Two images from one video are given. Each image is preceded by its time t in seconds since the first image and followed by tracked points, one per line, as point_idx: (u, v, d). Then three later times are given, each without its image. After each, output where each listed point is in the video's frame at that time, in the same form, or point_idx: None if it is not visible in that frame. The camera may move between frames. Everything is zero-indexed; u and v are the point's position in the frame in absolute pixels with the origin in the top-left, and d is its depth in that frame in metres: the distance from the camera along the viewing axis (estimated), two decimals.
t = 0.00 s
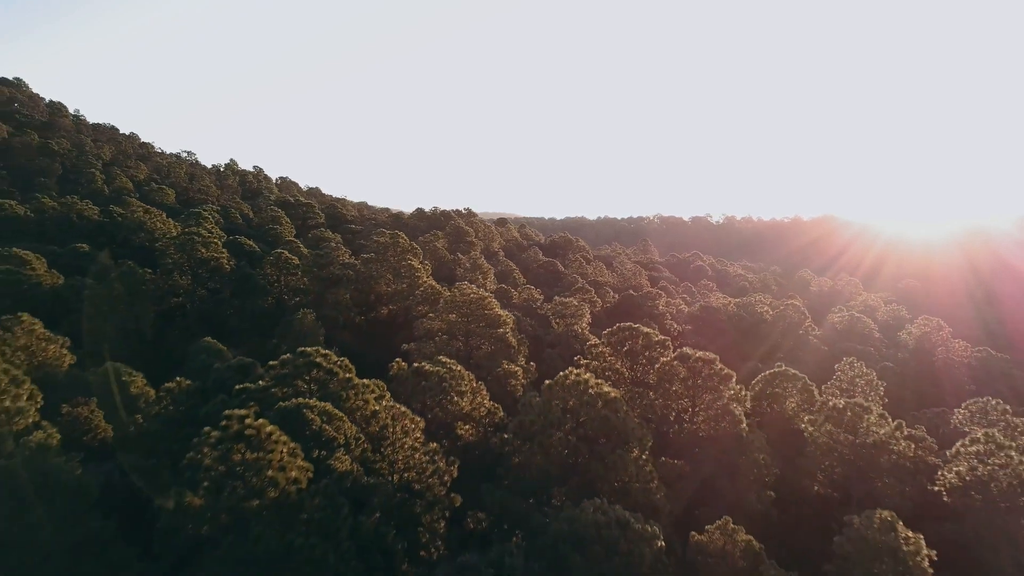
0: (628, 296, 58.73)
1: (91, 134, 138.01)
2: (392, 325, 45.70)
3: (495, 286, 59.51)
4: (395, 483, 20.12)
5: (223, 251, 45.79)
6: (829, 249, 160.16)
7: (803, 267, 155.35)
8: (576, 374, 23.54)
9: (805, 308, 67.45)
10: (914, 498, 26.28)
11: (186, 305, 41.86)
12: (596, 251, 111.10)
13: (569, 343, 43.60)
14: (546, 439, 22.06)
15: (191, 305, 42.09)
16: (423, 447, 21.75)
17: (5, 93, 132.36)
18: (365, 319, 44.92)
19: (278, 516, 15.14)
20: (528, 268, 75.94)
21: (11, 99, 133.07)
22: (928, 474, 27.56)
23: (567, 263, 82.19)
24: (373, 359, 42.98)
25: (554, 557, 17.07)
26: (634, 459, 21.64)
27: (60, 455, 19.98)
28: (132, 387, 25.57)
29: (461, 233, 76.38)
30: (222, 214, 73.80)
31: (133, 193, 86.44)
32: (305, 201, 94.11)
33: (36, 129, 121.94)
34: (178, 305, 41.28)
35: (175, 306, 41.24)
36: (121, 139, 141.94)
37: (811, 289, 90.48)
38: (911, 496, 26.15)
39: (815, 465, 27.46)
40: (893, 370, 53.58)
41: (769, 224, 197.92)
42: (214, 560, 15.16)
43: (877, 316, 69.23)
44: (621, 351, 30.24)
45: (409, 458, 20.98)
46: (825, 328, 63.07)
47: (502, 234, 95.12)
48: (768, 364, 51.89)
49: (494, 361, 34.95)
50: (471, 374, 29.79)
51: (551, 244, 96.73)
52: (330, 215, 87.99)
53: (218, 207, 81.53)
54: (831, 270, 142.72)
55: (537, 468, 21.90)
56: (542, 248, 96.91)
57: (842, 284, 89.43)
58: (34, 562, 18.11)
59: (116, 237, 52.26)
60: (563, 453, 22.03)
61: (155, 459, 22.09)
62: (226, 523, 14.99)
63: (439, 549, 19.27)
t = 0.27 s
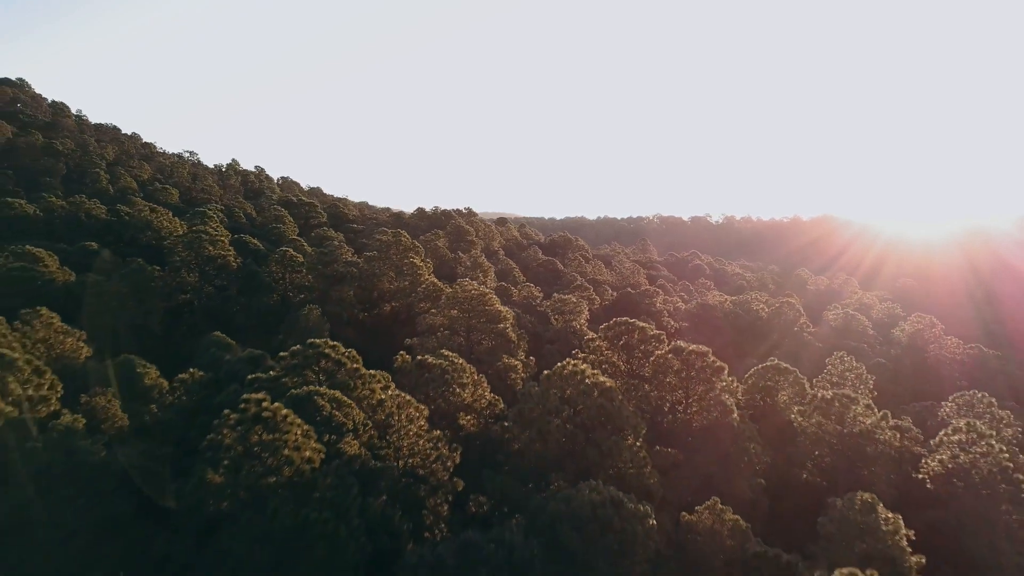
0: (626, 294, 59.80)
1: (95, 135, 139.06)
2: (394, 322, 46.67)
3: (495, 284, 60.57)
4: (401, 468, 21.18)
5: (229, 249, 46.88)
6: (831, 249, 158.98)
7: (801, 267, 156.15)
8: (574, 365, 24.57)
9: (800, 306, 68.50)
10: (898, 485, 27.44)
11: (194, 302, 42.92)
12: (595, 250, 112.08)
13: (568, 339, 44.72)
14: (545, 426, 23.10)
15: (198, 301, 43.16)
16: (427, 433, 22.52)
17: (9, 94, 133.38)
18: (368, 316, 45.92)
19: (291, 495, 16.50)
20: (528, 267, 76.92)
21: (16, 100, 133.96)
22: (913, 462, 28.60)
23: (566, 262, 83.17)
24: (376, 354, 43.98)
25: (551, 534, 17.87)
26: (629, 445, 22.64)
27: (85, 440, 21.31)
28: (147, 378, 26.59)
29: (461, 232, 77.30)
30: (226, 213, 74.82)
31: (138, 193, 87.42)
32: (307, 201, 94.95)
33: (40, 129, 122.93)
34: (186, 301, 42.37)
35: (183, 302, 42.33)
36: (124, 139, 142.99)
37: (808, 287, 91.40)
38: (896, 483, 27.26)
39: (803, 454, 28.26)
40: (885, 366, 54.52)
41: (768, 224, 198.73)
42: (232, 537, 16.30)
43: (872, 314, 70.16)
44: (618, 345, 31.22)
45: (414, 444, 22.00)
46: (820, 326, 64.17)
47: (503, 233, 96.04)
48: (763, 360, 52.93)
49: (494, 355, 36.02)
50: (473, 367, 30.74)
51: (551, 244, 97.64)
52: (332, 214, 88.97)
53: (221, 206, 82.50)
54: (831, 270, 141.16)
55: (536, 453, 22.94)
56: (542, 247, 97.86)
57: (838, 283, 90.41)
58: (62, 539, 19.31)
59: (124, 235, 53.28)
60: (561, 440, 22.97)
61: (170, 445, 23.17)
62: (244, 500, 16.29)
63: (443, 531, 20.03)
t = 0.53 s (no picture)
0: (623, 291, 60.92)
1: (98, 134, 140.19)
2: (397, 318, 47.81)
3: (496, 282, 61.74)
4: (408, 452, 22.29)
5: (236, 246, 48.10)
6: (829, 249, 158.75)
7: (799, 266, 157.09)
8: (571, 355, 25.71)
9: (796, 303, 69.70)
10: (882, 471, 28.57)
11: (202, 298, 44.09)
12: (594, 249, 113.18)
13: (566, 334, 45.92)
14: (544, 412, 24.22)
15: (206, 298, 44.31)
16: (431, 418, 23.43)
17: (12, 95, 134.42)
18: (371, 312, 47.05)
19: (307, 472, 17.70)
20: (527, 265, 78.03)
21: (19, 100, 134.97)
22: (897, 451, 29.81)
23: (565, 261, 84.28)
24: (380, 348, 45.12)
25: (548, 510, 18.94)
26: (623, 431, 23.81)
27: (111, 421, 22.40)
28: (161, 368, 27.68)
29: (461, 231, 78.34)
30: (230, 212, 75.96)
31: (142, 192, 88.51)
32: (309, 200, 96.03)
33: (44, 129, 124.01)
34: (194, 297, 43.55)
35: (192, 299, 43.51)
36: (127, 139, 144.15)
37: (804, 285, 92.43)
38: (880, 469, 28.44)
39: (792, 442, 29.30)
40: (878, 362, 55.65)
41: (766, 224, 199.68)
42: (251, 511, 17.44)
43: (867, 311, 71.24)
44: (614, 338, 32.36)
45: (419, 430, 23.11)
46: (814, 323, 65.41)
47: (503, 232, 97.14)
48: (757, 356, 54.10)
49: (495, 349, 37.23)
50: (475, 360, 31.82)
51: (550, 243, 98.73)
52: (334, 214, 90.07)
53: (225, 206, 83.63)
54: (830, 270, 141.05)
55: (535, 439, 24.03)
56: (542, 246, 98.92)
57: (834, 281, 91.55)
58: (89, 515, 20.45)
59: (131, 233, 54.34)
60: (558, 426, 24.11)
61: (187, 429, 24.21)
62: (263, 476, 17.54)
63: (446, 511, 21.10)
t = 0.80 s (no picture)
0: (622, 289, 61.96)
1: (100, 135, 141.04)
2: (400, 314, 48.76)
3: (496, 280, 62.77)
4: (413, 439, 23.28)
5: (242, 245, 49.03)
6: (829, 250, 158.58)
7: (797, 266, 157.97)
8: (568, 348, 26.72)
9: (791, 301, 70.78)
10: (870, 461, 29.56)
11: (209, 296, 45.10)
12: (593, 248, 114.17)
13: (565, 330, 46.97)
14: (543, 402, 25.19)
15: (212, 295, 45.32)
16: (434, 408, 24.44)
17: (15, 95, 135.20)
18: (374, 309, 47.96)
19: (319, 454, 18.71)
20: (527, 264, 79.02)
21: (23, 100, 135.82)
22: (885, 442, 30.80)
23: (564, 260, 85.29)
24: (382, 344, 46.12)
25: (547, 492, 19.99)
26: (619, 421, 24.90)
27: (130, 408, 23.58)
28: (173, 360, 28.81)
29: (462, 230, 79.34)
30: (233, 212, 76.94)
31: (146, 192, 89.43)
32: (311, 200, 97.02)
33: (47, 129, 124.79)
34: (201, 295, 44.57)
35: (198, 296, 44.51)
36: (129, 139, 144.98)
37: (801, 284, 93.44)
38: (867, 459, 29.46)
39: (783, 433, 30.05)
40: (871, 359, 56.71)
41: (765, 223, 200.63)
42: (265, 491, 18.38)
43: (861, 309, 72.31)
44: (610, 333, 33.38)
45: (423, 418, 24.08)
46: (808, 321, 66.54)
47: (503, 232, 98.12)
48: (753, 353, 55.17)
49: (496, 344, 38.30)
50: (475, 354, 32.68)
51: (550, 242, 99.73)
52: (336, 213, 91.07)
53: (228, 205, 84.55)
54: (829, 270, 141.04)
55: (534, 428, 24.95)
56: (541, 245, 99.91)
57: (830, 280, 92.54)
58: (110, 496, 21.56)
59: (138, 233, 55.29)
60: (556, 415, 25.06)
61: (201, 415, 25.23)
62: (278, 458, 18.47)
63: (449, 496, 22.01)
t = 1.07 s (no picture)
0: (620, 287, 62.95)
1: (103, 135, 142.05)
2: (402, 311, 49.79)
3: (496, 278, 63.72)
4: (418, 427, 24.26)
5: (247, 243, 49.95)
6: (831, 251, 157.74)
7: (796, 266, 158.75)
8: (566, 341, 27.68)
9: (787, 299, 71.74)
10: (857, 451, 30.58)
11: (216, 294, 46.23)
12: (593, 248, 115.15)
13: (564, 326, 48.00)
14: (542, 392, 26.22)
15: (219, 293, 46.53)
16: (437, 398, 25.10)
17: (18, 96, 136.21)
18: (377, 306, 49.01)
19: (330, 437, 19.74)
20: (527, 263, 79.95)
21: (27, 102, 136.92)
22: (873, 432, 31.82)
23: (564, 259, 86.24)
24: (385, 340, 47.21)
25: (545, 476, 21.04)
26: (614, 410, 25.89)
27: (148, 397, 24.34)
28: (184, 354, 29.70)
29: (462, 229, 80.29)
30: (237, 211, 77.93)
31: (149, 192, 90.41)
32: (313, 200, 97.96)
33: (50, 130, 125.75)
34: (208, 293, 45.71)
35: (205, 294, 45.67)
36: (131, 140, 145.96)
37: (798, 283, 94.39)
38: (855, 449, 30.45)
39: (775, 424, 30.94)
40: (865, 356, 57.72)
41: (764, 223, 201.23)
42: (280, 473, 19.54)
43: (857, 307, 73.30)
44: (607, 328, 34.34)
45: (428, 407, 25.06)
46: (803, 319, 67.71)
47: (503, 231, 99.07)
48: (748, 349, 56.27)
49: (496, 339, 39.37)
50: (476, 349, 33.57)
51: (549, 241, 100.68)
52: (338, 213, 92.07)
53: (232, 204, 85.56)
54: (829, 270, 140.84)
55: (534, 416, 25.98)
56: (541, 245, 100.85)
57: (827, 279, 93.45)
58: (131, 480, 22.47)
59: (145, 231, 56.31)
60: (554, 404, 26.03)
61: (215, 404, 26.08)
62: (291, 441, 19.65)
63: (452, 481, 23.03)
